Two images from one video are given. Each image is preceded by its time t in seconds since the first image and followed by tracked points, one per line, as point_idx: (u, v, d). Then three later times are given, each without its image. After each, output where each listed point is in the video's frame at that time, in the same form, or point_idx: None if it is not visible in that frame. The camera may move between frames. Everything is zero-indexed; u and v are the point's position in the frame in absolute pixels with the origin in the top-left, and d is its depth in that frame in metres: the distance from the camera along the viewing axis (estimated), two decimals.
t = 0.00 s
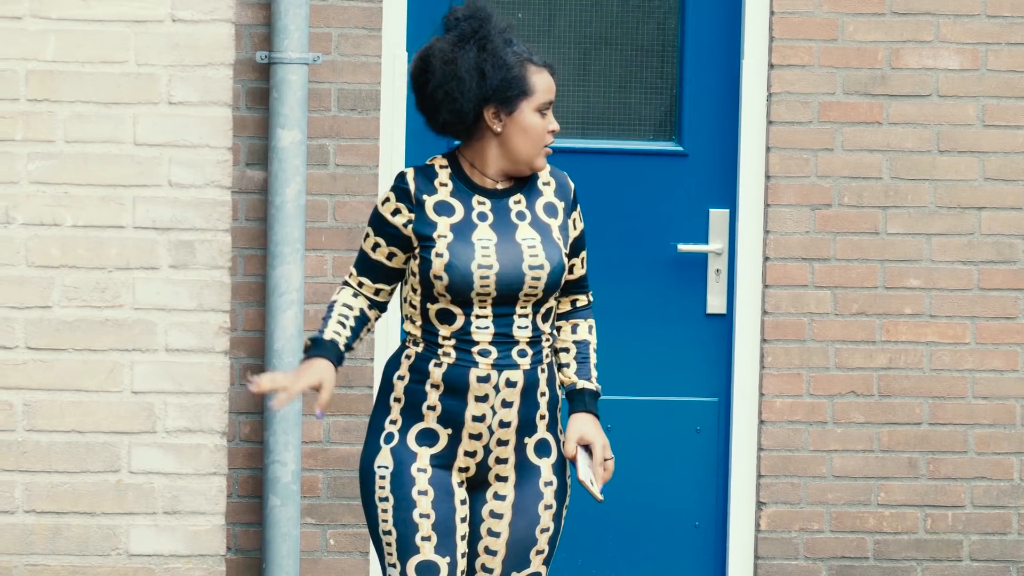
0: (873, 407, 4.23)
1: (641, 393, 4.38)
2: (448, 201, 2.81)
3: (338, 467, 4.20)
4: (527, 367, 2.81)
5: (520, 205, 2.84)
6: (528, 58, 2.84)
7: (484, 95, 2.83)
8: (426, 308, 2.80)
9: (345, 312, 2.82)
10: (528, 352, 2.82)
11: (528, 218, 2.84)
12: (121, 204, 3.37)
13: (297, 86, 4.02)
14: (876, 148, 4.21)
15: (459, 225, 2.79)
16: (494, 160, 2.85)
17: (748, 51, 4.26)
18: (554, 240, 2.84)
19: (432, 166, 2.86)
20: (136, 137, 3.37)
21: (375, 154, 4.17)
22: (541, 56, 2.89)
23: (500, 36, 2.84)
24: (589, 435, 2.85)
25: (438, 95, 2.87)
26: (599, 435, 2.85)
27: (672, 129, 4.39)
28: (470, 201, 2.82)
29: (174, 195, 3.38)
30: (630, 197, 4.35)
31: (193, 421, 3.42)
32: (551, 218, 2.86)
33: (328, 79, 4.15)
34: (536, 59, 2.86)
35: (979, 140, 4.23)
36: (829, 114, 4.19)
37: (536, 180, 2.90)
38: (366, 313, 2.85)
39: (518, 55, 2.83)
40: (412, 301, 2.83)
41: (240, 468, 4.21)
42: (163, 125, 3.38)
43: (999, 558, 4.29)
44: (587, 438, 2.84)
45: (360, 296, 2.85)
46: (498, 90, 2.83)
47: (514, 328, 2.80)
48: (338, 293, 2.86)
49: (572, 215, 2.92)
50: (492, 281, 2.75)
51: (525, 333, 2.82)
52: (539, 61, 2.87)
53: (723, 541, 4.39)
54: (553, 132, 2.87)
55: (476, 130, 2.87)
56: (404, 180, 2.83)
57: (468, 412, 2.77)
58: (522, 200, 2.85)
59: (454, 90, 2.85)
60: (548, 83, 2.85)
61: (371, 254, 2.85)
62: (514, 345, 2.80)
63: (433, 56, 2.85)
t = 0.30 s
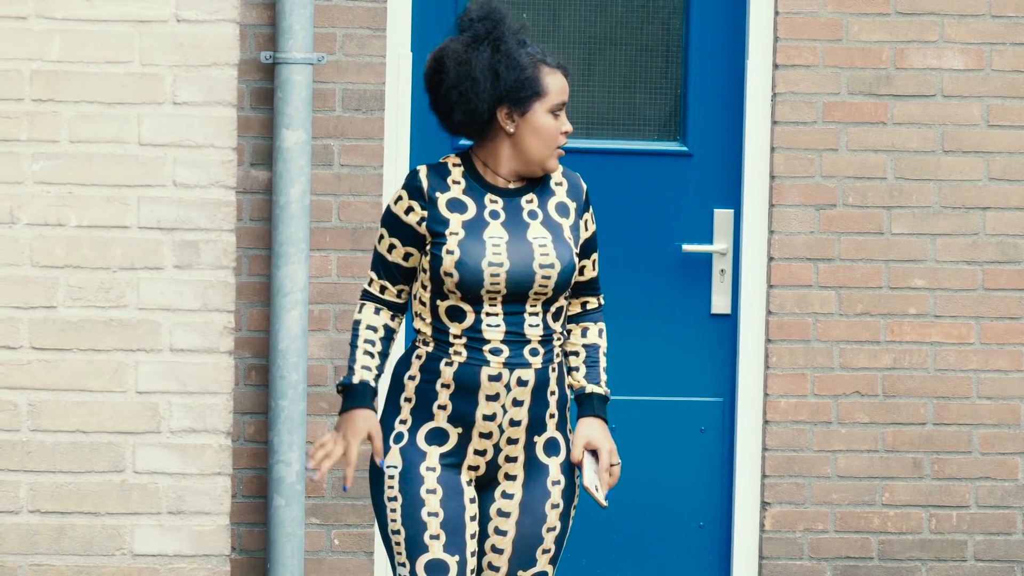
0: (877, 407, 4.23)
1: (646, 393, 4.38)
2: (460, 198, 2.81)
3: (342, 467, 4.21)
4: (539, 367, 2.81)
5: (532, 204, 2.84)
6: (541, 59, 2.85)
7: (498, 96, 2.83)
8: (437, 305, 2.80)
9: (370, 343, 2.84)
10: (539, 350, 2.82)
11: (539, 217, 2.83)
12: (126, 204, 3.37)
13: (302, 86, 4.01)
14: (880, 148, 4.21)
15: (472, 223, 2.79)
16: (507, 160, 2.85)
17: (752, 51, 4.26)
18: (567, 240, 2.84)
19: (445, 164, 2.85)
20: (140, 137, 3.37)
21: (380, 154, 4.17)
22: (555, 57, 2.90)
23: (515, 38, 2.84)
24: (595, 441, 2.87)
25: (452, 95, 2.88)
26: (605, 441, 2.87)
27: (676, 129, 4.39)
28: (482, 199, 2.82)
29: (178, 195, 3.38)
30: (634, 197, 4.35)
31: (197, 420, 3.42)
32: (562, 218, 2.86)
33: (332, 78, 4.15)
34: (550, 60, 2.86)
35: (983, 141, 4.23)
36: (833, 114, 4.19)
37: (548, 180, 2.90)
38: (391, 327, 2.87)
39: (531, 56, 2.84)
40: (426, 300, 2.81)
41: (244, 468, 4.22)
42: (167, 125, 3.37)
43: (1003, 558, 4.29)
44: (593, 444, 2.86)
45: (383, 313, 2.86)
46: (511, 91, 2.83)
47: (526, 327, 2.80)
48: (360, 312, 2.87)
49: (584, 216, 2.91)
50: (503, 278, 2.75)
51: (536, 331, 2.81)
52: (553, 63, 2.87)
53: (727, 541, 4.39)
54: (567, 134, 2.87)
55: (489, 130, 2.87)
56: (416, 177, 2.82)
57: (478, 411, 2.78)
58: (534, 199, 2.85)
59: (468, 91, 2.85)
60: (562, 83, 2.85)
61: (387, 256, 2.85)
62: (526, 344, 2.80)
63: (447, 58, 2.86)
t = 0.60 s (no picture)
0: (884, 407, 4.23)
1: (652, 393, 4.38)
2: (473, 194, 2.81)
3: (349, 467, 4.21)
4: (547, 363, 2.81)
5: (543, 199, 2.84)
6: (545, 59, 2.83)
7: (495, 94, 2.84)
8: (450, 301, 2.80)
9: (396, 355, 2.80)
10: (548, 346, 2.81)
11: (551, 212, 2.83)
12: (132, 204, 3.37)
13: (307, 86, 3.99)
14: (886, 148, 4.20)
15: (483, 217, 2.79)
16: (510, 160, 2.85)
17: (759, 51, 4.26)
18: (578, 234, 2.84)
19: (458, 160, 2.86)
20: (146, 137, 3.37)
21: (386, 154, 4.17)
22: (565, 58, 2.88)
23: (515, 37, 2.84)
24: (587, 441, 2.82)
25: (454, 95, 2.90)
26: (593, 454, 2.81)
27: (682, 130, 4.38)
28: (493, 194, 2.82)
29: (185, 195, 3.38)
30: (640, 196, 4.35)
31: (203, 420, 3.42)
32: (575, 212, 2.85)
33: (338, 79, 4.15)
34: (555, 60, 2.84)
35: (989, 141, 4.22)
36: (840, 114, 4.19)
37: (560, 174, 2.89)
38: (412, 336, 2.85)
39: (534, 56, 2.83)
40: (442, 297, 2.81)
41: (251, 468, 4.22)
42: (174, 125, 3.38)
43: (1009, 558, 4.29)
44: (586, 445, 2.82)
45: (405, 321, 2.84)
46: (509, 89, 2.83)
47: (535, 322, 2.80)
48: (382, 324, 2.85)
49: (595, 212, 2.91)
50: (514, 271, 2.75)
51: (546, 326, 2.81)
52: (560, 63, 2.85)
53: (733, 541, 4.39)
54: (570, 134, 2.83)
55: (494, 129, 2.88)
56: (428, 175, 2.82)
57: (485, 408, 2.77)
58: (546, 194, 2.85)
59: (467, 90, 2.87)
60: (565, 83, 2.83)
61: (404, 257, 2.83)
62: (535, 340, 2.80)
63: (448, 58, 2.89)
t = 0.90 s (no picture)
0: (889, 407, 4.23)
1: (656, 393, 4.37)
2: (479, 187, 2.80)
3: (354, 467, 4.21)
4: (543, 365, 2.79)
5: (549, 199, 2.81)
6: (518, 59, 2.80)
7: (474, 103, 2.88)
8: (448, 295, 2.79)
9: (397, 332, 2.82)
10: (543, 348, 2.79)
11: (556, 213, 2.81)
12: (137, 204, 3.37)
13: (313, 86, 3.99)
14: (891, 149, 4.20)
15: (485, 212, 2.78)
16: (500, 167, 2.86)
17: (764, 51, 4.26)
18: (582, 236, 2.81)
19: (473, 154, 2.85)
20: (152, 137, 3.37)
21: (392, 154, 4.17)
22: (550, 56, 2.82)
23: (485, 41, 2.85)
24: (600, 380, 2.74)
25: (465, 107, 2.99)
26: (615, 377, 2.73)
27: (687, 129, 4.39)
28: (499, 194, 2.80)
29: (190, 195, 3.38)
30: (645, 197, 4.35)
31: (208, 421, 3.42)
32: (580, 215, 2.83)
33: (343, 78, 4.15)
34: (532, 60, 2.80)
35: (995, 141, 4.22)
36: (845, 114, 4.19)
37: (569, 177, 2.86)
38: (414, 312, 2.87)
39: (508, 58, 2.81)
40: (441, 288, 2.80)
41: (256, 468, 4.22)
42: (179, 125, 3.37)
43: (1014, 558, 4.29)
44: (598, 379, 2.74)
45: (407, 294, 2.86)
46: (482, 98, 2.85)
47: (530, 322, 2.77)
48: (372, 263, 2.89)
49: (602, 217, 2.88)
50: (510, 266, 2.73)
51: (542, 326, 2.78)
52: (539, 61, 2.79)
53: (738, 541, 4.39)
54: (530, 135, 2.76)
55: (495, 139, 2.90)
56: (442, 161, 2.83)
57: (481, 409, 2.77)
58: (552, 196, 2.82)
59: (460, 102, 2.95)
60: (536, 83, 2.78)
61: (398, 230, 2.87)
62: (530, 342, 2.78)
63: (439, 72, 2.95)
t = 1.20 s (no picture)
0: (894, 407, 4.23)
1: (662, 392, 4.37)
2: (481, 233, 2.75)
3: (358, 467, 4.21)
4: (548, 391, 2.77)
5: (552, 244, 2.78)
6: (497, 91, 2.73)
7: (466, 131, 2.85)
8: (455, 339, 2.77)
9: (402, 410, 2.74)
10: (548, 375, 2.77)
11: (558, 260, 2.77)
12: (143, 204, 3.37)
13: (319, 86, 3.98)
14: (897, 149, 4.21)
15: (489, 263, 2.74)
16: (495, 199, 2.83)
17: (769, 51, 4.26)
18: (584, 288, 2.78)
19: (469, 193, 2.81)
20: (157, 137, 3.37)
21: (397, 154, 4.18)
22: (532, 85, 2.74)
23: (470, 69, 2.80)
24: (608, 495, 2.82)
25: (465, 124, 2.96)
26: (627, 491, 2.84)
27: (692, 129, 4.39)
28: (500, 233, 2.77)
29: (195, 195, 3.38)
30: (650, 197, 4.35)
31: (213, 420, 3.42)
32: (584, 261, 2.80)
33: (348, 79, 4.15)
34: (511, 92, 2.73)
35: (1000, 141, 4.22)
36: (850, 114, 4.19)
37: (573, 219, 2.83)
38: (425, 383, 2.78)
39: (487, 89, 2.75)
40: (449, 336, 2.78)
41: (261, 468, 4.22)
42: (184, 125, 3.38)
43: (1020, 558, 4.29)
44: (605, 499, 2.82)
45: (418, 372, 2.76)
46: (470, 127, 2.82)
47: (535, 359, 2.76)
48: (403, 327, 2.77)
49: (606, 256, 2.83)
50: (513, 324, 2.71)
51: (545, 363, 2.77)
52: (518, 94, 2.72)
53: (744, 541, 4.39)
54: (506, 171, 2.72)
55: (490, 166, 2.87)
56: (438, 209, 2.78)
57: (487, 425, 2.75)
58: (554, 239, 2.78)
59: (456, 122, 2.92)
60: (508, 117, 2.73)
61: (413, 287, 2.76)
62: (533, 370, 2.76)
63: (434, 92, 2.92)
